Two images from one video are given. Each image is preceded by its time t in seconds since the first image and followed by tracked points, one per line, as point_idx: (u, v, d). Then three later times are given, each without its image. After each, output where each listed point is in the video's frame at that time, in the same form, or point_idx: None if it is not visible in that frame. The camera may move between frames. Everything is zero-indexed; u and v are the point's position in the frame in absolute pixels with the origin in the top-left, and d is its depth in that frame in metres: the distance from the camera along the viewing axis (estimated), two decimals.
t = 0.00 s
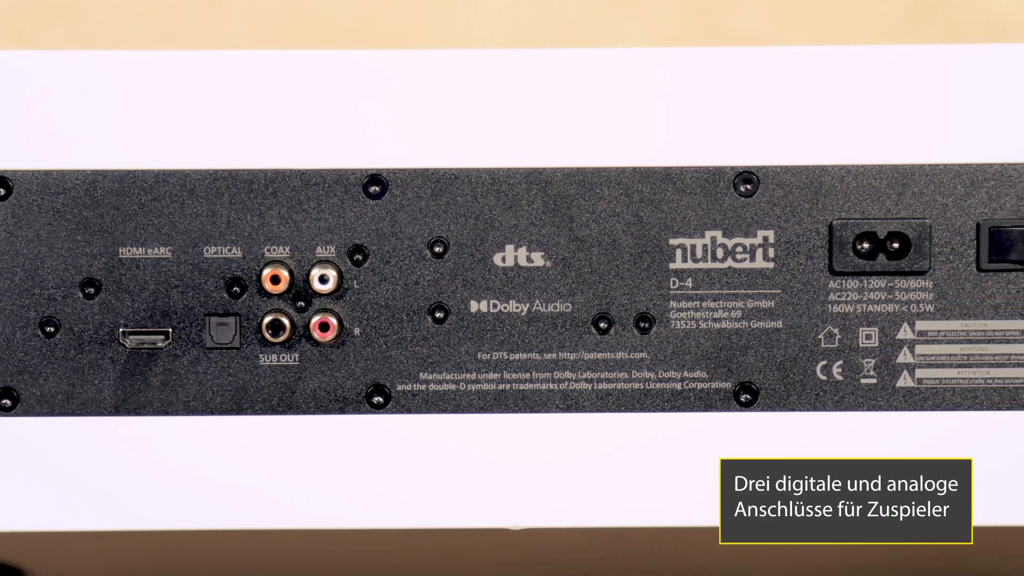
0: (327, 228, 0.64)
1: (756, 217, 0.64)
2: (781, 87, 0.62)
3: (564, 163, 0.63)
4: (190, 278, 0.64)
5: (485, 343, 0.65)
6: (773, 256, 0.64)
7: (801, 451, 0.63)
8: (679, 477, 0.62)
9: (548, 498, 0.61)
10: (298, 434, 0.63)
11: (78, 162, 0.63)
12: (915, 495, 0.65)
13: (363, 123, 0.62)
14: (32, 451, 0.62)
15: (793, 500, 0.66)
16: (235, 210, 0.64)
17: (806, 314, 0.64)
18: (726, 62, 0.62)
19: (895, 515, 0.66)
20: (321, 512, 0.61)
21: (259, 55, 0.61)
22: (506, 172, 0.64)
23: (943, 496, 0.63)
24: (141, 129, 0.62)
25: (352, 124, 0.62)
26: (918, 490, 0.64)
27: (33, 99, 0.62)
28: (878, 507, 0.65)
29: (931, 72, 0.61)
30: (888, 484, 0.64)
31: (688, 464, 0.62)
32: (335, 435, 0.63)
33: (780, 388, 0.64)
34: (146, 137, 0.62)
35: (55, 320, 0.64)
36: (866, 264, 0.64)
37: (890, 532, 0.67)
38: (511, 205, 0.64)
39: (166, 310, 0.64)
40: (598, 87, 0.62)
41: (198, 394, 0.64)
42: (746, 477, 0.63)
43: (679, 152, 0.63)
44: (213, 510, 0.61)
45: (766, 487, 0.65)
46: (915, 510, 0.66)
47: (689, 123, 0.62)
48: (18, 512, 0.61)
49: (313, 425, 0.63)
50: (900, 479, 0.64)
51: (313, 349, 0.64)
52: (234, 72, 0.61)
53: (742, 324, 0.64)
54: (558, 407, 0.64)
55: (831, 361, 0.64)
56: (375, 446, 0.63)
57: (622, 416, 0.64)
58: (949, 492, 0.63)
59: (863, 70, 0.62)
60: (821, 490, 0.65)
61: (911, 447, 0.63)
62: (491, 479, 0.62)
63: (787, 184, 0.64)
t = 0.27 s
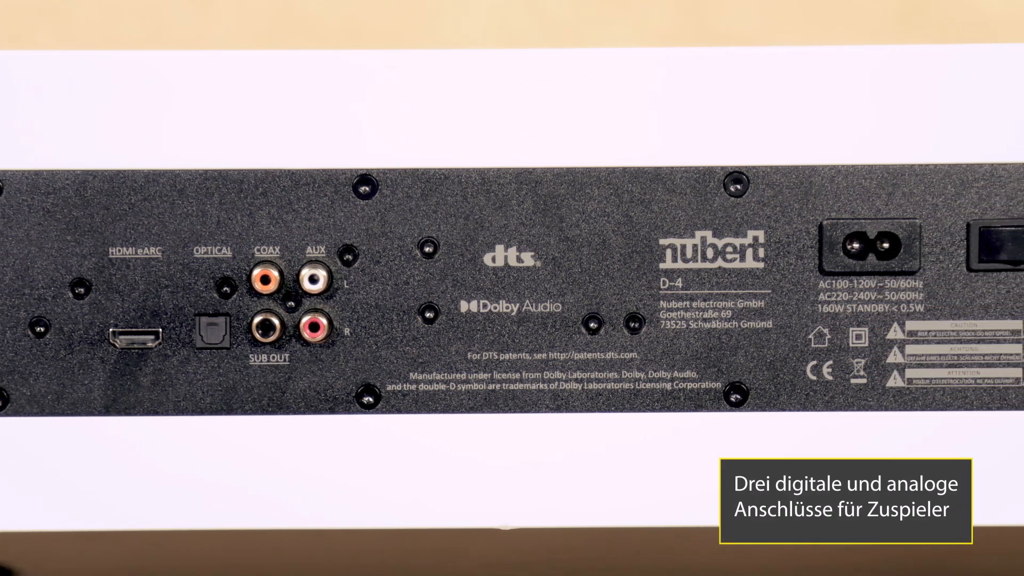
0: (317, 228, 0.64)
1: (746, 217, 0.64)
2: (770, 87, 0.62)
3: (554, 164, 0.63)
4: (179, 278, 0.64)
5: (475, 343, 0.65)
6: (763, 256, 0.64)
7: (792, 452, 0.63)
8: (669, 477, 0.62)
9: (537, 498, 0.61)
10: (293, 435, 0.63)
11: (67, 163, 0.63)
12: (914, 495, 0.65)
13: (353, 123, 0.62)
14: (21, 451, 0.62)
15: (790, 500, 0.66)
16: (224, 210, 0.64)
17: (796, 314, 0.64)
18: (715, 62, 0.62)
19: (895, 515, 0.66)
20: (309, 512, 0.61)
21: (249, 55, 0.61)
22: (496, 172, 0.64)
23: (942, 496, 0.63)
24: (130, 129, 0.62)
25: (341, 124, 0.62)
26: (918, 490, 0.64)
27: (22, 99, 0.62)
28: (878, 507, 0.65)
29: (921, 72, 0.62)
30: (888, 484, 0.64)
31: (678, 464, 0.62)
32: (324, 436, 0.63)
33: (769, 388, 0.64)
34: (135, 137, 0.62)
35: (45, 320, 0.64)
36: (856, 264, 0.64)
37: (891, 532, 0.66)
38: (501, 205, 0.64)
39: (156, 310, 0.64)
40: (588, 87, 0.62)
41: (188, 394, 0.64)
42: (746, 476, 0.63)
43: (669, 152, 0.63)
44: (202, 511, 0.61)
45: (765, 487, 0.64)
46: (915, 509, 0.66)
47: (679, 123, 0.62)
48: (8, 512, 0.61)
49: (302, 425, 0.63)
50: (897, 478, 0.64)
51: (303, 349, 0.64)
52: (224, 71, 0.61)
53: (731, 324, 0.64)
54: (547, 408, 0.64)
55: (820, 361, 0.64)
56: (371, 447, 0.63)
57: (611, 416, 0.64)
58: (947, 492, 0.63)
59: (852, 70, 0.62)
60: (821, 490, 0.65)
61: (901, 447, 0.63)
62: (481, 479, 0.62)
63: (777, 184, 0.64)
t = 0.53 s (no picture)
0: (307, 228, 0.64)
1: (736, 217, 0.64)
2: (761, 87, 0.62)
3: (544, 164, 0.63)
4: (170, 278, 0.64)
5: (465, 343, 0.64)
6: (753, 256, 0.64)
7: (783, 451, 0.63)
8: (659, 476, 0.62)
9: (527, 498, 0.61)
10: (286, 435, 0.63)
11: (57, 162, 0.63)
12: (914, 495, 0.65)
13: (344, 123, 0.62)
14: (12, 451, 0.62)
15: (790, 500, 0.66)
16: (215, 210, 0.64)
17: (786, 314, 0.64)
18: (706, 62, 0.62)
19: (895, 515, 0.66)
20: (300, 512, 0.61)
21: (239, 55, 0.61)
22: (486, 172, 0.64)
23: (942, 496, 0.63)
24: (120, 129, 0.62)
25: (331, 124, 0.62)
26: (918, 490, 0.64)
27: (12, 99, 0.62)
28: (878, 507, 0.65)
29: (911, 72, 0.61)
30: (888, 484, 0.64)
31: (668, 464, 0.62)
32: (315, 436, 0.63)
33: (759, 388, 0.64)
34: (125, 137, 0.62)
35: (35, 320, 0.64)
36: (846, 264, 0.64)
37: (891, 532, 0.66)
38: (491, 205, 0.64)
39: (146, 310, 0.64)
40: (578, 87, 0.62)
41: (178, 394, 0.64)
42: (746, 476, 0.63)
43: (659, 152, 0.63)
44: (192, 511, 0.61)
45: (765, 487, 0.64)
46: (915, 509, 0.66)
47: (670, 123, 0.62)
48: None
49: (293, 425, 0.63)
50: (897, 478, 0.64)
51: (293, 349, 0.64)
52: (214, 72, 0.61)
53: (722, 324, 0.64)
54: (537, 408, 0.64)
55: (811, 361, 0.64)
56: (364, 447, 0.63)
57: (601, 416, 0.64)
58: (947, 491, 0.63)
59: (842, 70, 0.62)
60: (820, 490, 0.65)
61: (891, 446, 0.63)
62: (471, 479, 0.62)
63: (767, 184, 0.64)
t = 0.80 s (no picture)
0: (297, 228, 0.64)
1: (726, 217, 0.64)
2: (751, 87, 0.62)
3: (534, 164, 0.63)
4: (160, 278, 0.64)
5: (455, 343, 0.64)
6: (743, 256, 0.64)
7: (773, 451, 0.63)
8: (649, 476, 0.62)
9: (517, 498, 0.61)
10: (277, 435, 0.63)
11: (47, 162, 0.63)
12: (914, 495, 0.64)
13: (334, 123, 0.62)
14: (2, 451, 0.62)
15: (790, 500, 0.66)
16: (205, 210, 0.64)
17: (776, 314, 0.64)
18: (696, 62, 0.62)
19: (895, 515, 0.66)
20: (289, 512, 0.61)
21: (229, 55, 0.61)
22: (476, 172, 0.64)
23: (942, 496, 0.63)
24: (109, 129, 0.62)
25: (321, 124, 0.62)
26: (918, 490, 0.64)
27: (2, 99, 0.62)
28: (878, 507, 0.65)
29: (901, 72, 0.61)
30: (888, 484, 0.64)
31: (658, 463, 0.62)
32: (305, 436, 0.63)
33: (749, 388, 0.64)
34: (115, 137, 0.62)
35: (25, 320, 0.64)
36: (836, 264, 0.64)
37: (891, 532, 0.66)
38: (481, 205, 0.64)
39: (136, 310, 0.64)
40: (567, 87, 0.62)
41: (168, 394, 0.64)
42: (747, 476, 0.63)
43: (649, 153, 0.63)
44: (182, 511, 0.61)
45: (765, 487, 0.64)
46: (915, 509, 0.66)
47: (660, 123, 0.62)
48: None
49: (283, 425, 0.63)
50: (897, 478, 0.64)
51: (283, 349, 0.64)
52: (205, 72, 0.61)
53: (712, 324, 0.64)
54: (527, 407, 0.64)
55: (801, 360, 0.64)
56: (355, 447, 0.63)
57: (591, 416, 0.64)
58: (947, 491, 0.63)
59: (833, 69, 0.62)
60: (821, 490, 0.65)
61: (880, 446, 0.63)
62: (461, 479, 0.62)
63: (757, 184, 0.64)
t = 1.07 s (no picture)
0: (287, 228, 0.64)
1: (716, 217, 0.64)
2: (740, 87, 0.62)
3: (523, 164, 0.63)
4: (149, 277, 0.64)
5: (445, 343, 0.64)
6: (733, 256, 0.64)
7: (763, 451, 0.63)
8: (639, 476, 0.62)
9: (507, 498, 0.61)
10: (265, 437, 0.63)
11: (37, 163, 0.63)
12: (914, 495, 0.64)
13: (324, 123, 0.62)
14: None
15: (790, 500, 0.66)
16: (195, 210, 0.64)
17: (766, 314, 0.64)
18: (685, 62, 0.62)
19: (895, 515, 0.66)
20: (279, 513, 0.61)
21: (219, 55, 0.61)
22: (466, 172, 0.64)
23: (942, 496, 0.63)
24: (99, 129, 0.62)
25: (311, 124, 0.62)
26: (918, 490, 0.64)
27: None
28: (878, 507, 0.65)
29: (890, 72, 0.62)
30: (888, 484, 0.63)
31: (648, 463, 0.62)
32: (294, 436, 0.63)
33: (739, 388, 0.64)
34: (104, 137, 0.62)
35: (15, 320, 0.64)
36: (826, 264, 0.64)
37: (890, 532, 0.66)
38: (471, 205, 0.64)
39: (126, 310, 0.64)
40: (557, 87, 0.62)
41: (158, 394, 0.64)
42: (747, 476, 0.63)
43: (639, 153, 0.63)
44: (172, 511, 0.61)
45: (765, 487, 0.64)
46: (915, 509, 0.66)
47: (650, 123, 0.62)
48: None
49: (272, 425, 0.63)
50: (896, 478, 0.63)
51: (272, 349, 0.64)
52: (194, 72, 0.61)
53: (702, 324, 0.64)
54: (517, 407, 0.64)
55: (791, 361, 0.64)
56: (343, 449, 0.63)
57: (582, 416, 0.64)
58: (947, 491, 0.63)
59: (823, 70, 0.62)
60: (820, 490, 0.65)
61: (870, 446, 0.63)
62: (450, 479, 0.62)
63: (747, 184, 0.64)
